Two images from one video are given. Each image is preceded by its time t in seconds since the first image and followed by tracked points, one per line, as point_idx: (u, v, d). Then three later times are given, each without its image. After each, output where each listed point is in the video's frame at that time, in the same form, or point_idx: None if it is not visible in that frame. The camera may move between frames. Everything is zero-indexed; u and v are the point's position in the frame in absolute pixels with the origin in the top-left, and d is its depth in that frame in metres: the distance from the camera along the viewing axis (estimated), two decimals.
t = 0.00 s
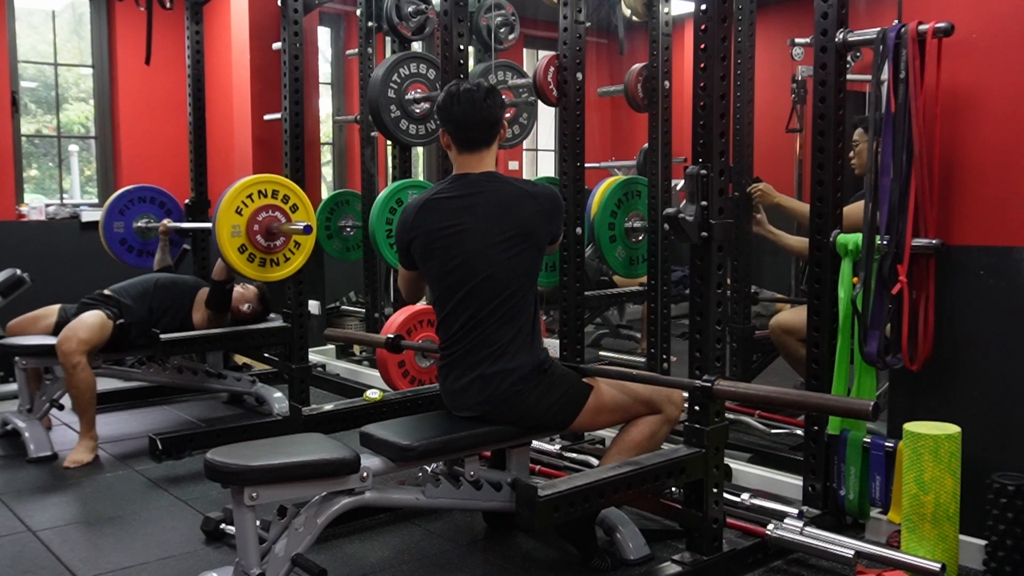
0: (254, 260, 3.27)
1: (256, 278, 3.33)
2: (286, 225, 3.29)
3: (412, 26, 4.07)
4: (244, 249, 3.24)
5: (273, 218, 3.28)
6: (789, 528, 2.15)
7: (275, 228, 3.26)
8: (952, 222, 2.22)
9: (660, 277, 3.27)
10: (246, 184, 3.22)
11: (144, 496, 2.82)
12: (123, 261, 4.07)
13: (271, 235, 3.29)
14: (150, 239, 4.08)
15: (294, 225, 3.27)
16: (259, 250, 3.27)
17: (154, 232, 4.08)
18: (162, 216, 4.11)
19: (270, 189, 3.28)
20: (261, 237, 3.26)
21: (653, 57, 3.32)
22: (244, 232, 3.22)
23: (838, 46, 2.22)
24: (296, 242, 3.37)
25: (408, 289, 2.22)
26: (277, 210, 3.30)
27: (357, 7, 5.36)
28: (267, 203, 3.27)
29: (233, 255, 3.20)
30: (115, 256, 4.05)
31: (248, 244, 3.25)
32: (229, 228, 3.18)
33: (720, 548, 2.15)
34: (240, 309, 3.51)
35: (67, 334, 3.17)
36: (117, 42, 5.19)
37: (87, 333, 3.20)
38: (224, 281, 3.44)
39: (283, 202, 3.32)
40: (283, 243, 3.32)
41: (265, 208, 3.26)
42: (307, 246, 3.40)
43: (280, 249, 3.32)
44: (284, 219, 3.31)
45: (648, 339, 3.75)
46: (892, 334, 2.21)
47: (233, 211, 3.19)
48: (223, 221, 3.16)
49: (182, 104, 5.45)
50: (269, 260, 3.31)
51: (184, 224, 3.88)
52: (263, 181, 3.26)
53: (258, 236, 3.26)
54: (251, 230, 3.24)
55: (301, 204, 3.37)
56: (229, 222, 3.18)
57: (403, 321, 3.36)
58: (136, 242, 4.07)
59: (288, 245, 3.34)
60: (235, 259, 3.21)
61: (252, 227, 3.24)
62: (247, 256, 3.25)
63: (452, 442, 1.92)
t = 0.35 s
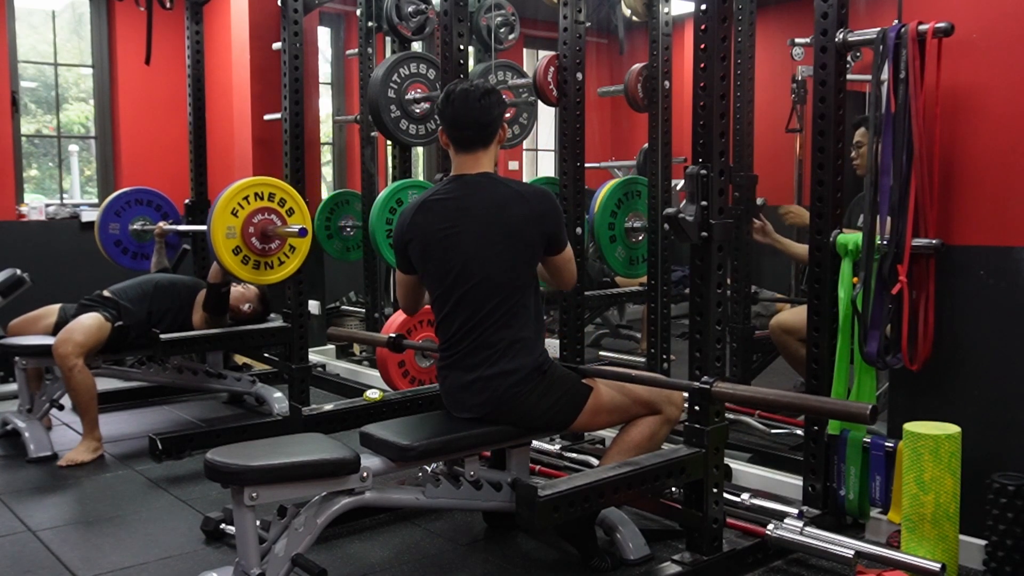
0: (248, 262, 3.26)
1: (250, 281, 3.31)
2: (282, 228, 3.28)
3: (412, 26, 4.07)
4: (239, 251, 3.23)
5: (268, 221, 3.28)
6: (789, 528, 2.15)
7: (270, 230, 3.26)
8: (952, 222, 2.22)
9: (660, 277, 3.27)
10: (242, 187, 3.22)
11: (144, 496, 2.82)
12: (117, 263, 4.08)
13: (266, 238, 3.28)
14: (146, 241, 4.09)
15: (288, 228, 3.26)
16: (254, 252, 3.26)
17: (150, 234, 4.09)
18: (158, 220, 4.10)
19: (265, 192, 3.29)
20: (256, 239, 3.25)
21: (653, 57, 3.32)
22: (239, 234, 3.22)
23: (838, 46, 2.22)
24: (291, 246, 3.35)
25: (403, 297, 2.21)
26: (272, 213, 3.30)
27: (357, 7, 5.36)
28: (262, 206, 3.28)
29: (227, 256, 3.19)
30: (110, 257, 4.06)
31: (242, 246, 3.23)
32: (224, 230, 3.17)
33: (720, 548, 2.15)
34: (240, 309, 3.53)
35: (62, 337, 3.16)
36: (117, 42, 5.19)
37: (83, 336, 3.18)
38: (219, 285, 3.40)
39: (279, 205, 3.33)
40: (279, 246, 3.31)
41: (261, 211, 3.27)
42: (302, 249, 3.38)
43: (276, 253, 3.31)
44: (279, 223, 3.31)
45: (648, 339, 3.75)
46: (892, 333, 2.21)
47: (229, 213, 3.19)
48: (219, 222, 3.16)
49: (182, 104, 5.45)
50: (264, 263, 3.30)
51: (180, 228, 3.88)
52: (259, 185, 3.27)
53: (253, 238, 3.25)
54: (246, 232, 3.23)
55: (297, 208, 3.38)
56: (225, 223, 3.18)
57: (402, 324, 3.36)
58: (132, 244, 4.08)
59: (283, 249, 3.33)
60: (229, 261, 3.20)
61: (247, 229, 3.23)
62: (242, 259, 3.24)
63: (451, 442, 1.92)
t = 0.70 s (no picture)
0: (249, 264, 3.26)
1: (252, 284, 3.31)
2: (283, 230, 3.28)
3: (412, 26, 4.07)
4: (239, 253, 3.22)
5: (269, 223, 3.28)
6: (789, 528, 2.15)
7: (272, 233, 3.25)
8: (952, 222, 2.22)
9: (660, 277, 3.27)
10: (245, 189, 3.22)
11: (144, 496, 2.82)
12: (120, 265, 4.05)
13: (267, 240, 3.28)
14: (150, 243, 4.08)
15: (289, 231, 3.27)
16: (254, 255, 3.26)
17: (153, 236, 4.09)
18: (162, 220, 4.11)
19: (266, 194, 3.29)
20: (257, 242, 3.25)
21: (653, 56, 3.32)
22: (240, 236, 3.21)
23: (838, 46, 2.22)
24: (292, 249, 3.36)
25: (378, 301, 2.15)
26: (274, 216, 3.30)
27: (357, 7, 5.35)
28: (264, 209, 3.28)
29: (227, 258, 3.19)
30: (113, 259, 4.03)
31: (243, 248, 3.23)
32: (225, 231, 3.17)
33: (720, 548, 2.15)
34: (241, 309, 3.54)
35: (63, 336, 3.16)
36: (118, 42, 5.19)
37: (83, 335, 3.18)
38: (220, 286, 3.42)
39: (281, 208, 3.33)
40: (279, 249, 3.31)
41: (262, 213, 3.27)
42: (303, 253, 3.39)
43: (276, 255, 3.31)
44: (281, 225, 3.31)
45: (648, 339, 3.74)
46: (892, 334, 2.21)
47: (230, 214, 3.19)
48: (220, 223, 3.16)
49: (182, 105, 5.45)
50: (265, 265, 3.30)
51: (184, 229, 3.89)
52: (261, 187, 3.27)
53: (254, 240, 3.25)
54: (248, 234, 3.23)
55: (299, 212, 3.38)
56: (226, 225, 3.18)
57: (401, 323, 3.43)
58: (135, 246, 4.07)
59: (284, 252, 3.33)
60: (229, 263, 3.20)
61: (248, 231, 3.23)
62: (242, 260, 3.23)
63: (452, 442, 1.92)
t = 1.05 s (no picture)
0: (247, 263, 3.26)
1: (249, 284, 3.31)
2: (282, 231, 3.28)
3: (412, 26, 4.07)
4: (238, 252, 3.22)
5: (269, 223, 3.28)
6: (789, 528, 2.15)
7: (271, 233, 3.25)
8: (952, 222, 2.22)
9: (660, 277, 3.27)
10: (245, 188, 3.23)
11: (144, 496, 2.82)
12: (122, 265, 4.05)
13: (266, 240, 3.28)
14: (151, 243, 4.08)
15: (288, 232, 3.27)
16: (253, 254, 3.26)
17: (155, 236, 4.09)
18: (164, 221, 4.12)
19: (267, 195, 3.29)
20: (256, 241, 3.25)
21: (653, 56, 3.33)
22: (239, 234, 3.21)
23: (838, 46, 2.23)
24: (291, 250, 3.35)
25: (385, 278, 2.28)
26: (274, 216, 3.30)
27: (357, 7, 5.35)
28: (265, 208, 3.28)
29: (225, 256, 3.18)
30: (115, 258, 4.03)
31: (242, 247, 3.23)
32: (224, 230, 3.17)
33: (720, 548, 2.15)
34: (241, 309, 3.54)
35: (63, 336, 3.16)
36: (118, 42, 5.19)
37: (83, 335, 3.18)
38: (220, 287, 3.42)
39: (281, 209, 3.33)
40: (278, 249, 3.31)
41: (262, 213, 3.27)
42: (303, 253, 3.39)
43: (275, 256, 3.31)
44: (280, 226, 3.31)
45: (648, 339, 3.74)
46: (892, 334, 2.21)
47: (230, 212, 3.19)
48: (219, 221, 3.16)
49: (182, 105, 5.45)
50: (264, 265, 3.29)
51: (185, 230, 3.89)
52: (262, 187, 3.27)
53: (253, 240, 3.25)
54: (247, 233, 3.23)
55: (299, 212, 3.39)
56: (225, 223, 3.18)
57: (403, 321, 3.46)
58: (136, 245, 4.07)
59: (283, 252, 3.33)
60: (227, 261, 3.19)
61: (247, 230, 3.23)
62: (240, 259, 3.23)
63: (451, 443, 1.92)
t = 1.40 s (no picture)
0: (246, 266, 3.26)
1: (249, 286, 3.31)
2: (280, 233, 3.29)
3: (412, 26, 4.07)
4: (237, 254, 3.23)
5: (268, 226, 3.29)
6: (789, 528, 2.16)
7: (268, 235, 3.26)
8: (952, 222, 2.22)
9: (660, 277, 3.28)
10: (244, 189, 3.24)
11: (144, 496, 2.82)
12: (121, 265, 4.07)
13: (264, 242, 3.28)
14: (150, 244, 4.09)
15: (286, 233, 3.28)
16: (252, 257, 3.26)
17: (154, 237, 4.10)
18: (163, 222, 4.13)
19: (266, 198, 3.30)
20: (254, 244, 3.26)
21: (653, 57, 3.33)
22: (237, 237, 3.22)
23: (838, 46, 2.23)
24: (289, 252, 3.35)
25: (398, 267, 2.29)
26: (272, 219, 3.30)
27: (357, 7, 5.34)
28: (262, 211, 3.28)
29: (223, 258, 3.19)
30: (114, 259, 4.05)
31: (241, 249, 3.24)
32: (222, 231, 3.18)
33: (720, 548, 2.16)
34: (240, 309, 3.54)
35: (65, 336, 3.16)
36: (118, 42, 5.19)
37: (84, 335, 3.18)
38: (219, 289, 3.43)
39: (279, 211, 3.33)
40: (277, 252, 3.31)
41: (260, 215, 3.27)
42: (302, 254, 3.38)
43: (274, 258, 3.31)
44: (279, 228, 3.32)
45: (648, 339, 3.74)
46: (892, 334, 2.21)
47: (228, 215, 3.20)
48: (218, 223, 3.17)
49: (182, 105, 5.45)
50: (263, 268, 3.30)
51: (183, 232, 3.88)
52: (261, 190, 3.28)
53: (252, 242, 3.25)
54: (245, 235, 3.24)
55: (297, 215, 3.39)
56: (223, 225, 3.19)
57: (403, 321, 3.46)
58: (136, 246, 4.08)
59: (281, 255, 3.33)
60: (227, 264, 3.20)
61: (246, 233, 3.24)
62: (238, 262, 3.23)
63: (451, 444, 1.92)
